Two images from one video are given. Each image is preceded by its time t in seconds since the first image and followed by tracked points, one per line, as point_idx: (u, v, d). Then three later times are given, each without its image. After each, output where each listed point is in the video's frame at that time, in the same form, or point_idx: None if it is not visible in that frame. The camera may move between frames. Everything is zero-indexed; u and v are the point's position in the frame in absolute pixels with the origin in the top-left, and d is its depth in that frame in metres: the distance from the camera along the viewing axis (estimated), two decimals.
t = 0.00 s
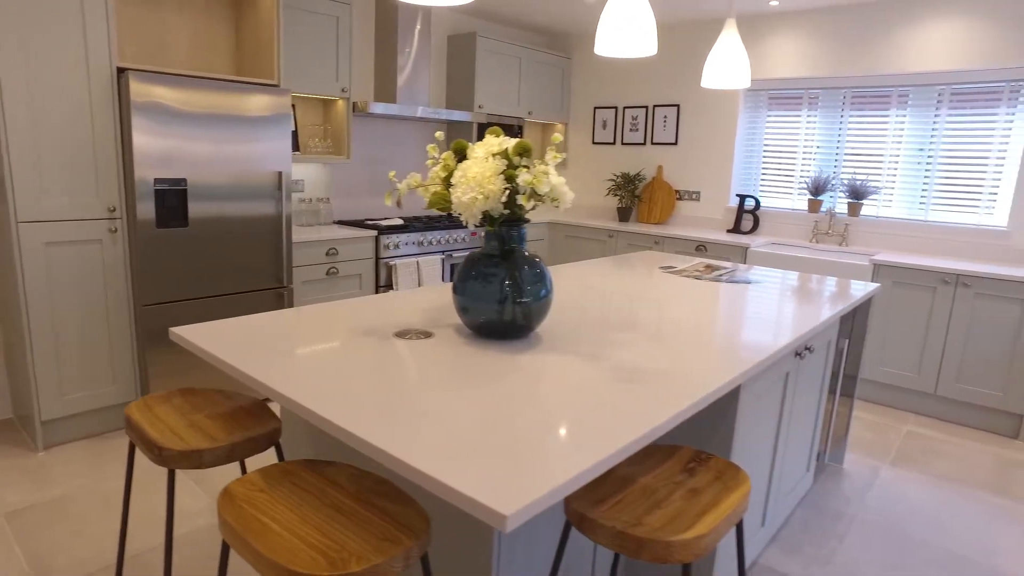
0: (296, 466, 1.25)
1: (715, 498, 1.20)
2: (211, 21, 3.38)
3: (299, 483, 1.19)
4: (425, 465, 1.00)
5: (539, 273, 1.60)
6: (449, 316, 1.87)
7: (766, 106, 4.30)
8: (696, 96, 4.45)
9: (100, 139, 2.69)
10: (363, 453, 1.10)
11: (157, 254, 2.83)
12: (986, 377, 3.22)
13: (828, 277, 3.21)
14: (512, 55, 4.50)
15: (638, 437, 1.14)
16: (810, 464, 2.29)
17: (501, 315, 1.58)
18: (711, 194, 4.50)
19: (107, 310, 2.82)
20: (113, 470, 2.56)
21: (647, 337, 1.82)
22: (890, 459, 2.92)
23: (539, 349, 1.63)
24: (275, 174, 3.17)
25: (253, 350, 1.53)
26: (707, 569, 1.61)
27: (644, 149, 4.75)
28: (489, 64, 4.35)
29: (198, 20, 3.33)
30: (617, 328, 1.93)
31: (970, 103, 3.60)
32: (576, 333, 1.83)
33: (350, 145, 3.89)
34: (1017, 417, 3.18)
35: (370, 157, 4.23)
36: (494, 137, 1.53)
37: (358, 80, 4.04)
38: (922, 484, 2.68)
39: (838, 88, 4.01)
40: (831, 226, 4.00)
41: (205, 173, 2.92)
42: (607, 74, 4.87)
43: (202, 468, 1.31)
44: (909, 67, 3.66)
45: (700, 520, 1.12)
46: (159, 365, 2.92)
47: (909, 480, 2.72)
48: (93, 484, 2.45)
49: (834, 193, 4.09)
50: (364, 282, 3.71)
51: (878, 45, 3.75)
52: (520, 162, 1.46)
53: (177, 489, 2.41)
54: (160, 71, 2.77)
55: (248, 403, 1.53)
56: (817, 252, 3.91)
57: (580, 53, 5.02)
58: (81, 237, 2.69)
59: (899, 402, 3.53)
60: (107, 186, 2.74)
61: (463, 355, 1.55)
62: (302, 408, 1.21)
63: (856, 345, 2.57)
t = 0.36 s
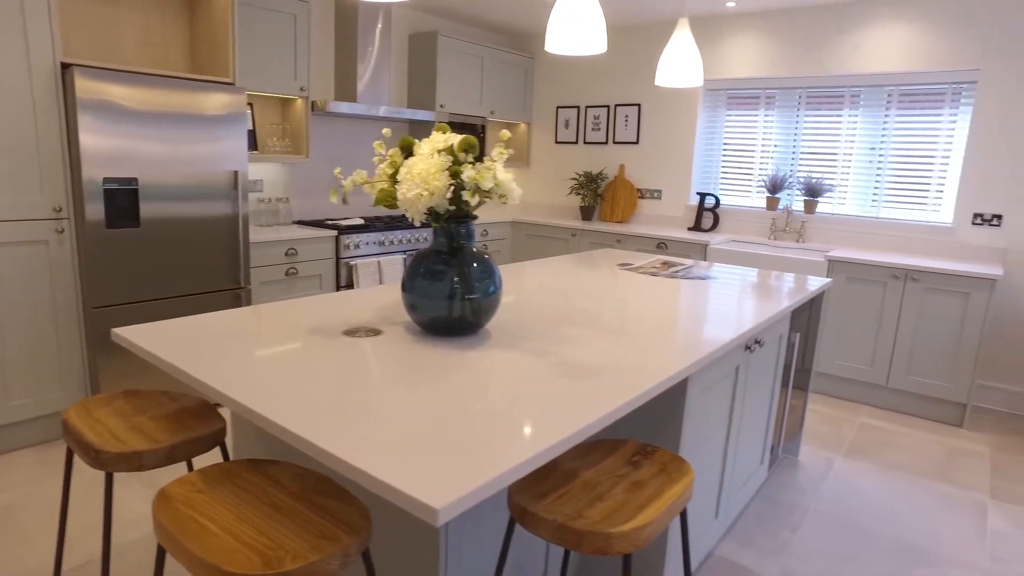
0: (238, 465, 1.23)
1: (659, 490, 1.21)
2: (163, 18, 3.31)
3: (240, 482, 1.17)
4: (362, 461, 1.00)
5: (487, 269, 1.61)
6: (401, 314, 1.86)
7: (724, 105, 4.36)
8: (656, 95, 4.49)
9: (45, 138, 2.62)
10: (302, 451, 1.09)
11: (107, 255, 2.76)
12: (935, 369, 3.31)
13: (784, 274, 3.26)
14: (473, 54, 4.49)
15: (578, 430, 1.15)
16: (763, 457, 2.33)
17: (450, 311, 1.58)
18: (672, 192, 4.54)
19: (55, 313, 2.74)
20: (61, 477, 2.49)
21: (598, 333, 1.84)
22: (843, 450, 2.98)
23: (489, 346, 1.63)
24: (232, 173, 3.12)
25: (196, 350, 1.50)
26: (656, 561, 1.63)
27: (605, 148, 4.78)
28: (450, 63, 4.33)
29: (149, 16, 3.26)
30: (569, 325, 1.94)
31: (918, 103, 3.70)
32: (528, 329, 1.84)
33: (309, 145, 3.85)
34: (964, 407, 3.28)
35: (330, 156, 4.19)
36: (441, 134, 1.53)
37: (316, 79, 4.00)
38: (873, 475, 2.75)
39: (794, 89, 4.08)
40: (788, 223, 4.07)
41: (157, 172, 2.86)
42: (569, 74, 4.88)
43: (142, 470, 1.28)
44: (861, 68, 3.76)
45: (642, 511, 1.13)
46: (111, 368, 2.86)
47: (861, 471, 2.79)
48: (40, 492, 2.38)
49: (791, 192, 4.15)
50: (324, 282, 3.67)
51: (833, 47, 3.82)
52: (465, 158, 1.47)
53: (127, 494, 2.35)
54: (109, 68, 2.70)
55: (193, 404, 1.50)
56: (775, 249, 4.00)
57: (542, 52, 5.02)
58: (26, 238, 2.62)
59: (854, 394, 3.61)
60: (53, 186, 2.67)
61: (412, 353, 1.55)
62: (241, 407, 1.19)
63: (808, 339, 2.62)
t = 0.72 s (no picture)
0: (158, 481, 1.16)
1: (598, 490, 1.20)
2: (83, 10, 3.14)
3: (160, 499, 1.10)
4: (288, 471, 0.95)
5: (424, 269, 1.59)
6: (336, 317, 1.81)
7: (665, 105, 4.41)
8: (598, 95, 4.52)
9: None
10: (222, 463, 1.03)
11: (23, 261, 2.60)
12: (867, 360, 3.43)
13: (724, 270, 3.31)
14: (415, 53, 4.42)
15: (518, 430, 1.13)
16: (704, 451, 2.36)
17: (386, 313, 1.55)
18: (614, 191, 4.58)
19: None
20: None
21: (537, 333, 1.82)
22: (781, 441, 3.06)
23: (427, 347, 1.60)
24: (162, 174, 3.00)
25: (113, 358, 1.42)
26: (598, 559, 1.63)
27: (549, 148, 4.78)
28: (392, 62, 4.25)
29: (68, 8, 3.09)
30: (509, 324, 1.92)
31: (847, 104, 3.83)
32: (467, 329, 1.81)
33: (246, 144, 3.72)
34: (893, 396, 3.41)
35: (267, 156, 4.06)
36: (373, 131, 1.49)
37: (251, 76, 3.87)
38: (810, 464, 2.82)
39: (731, 89, 4.16)
40: (727, 220, 4.16)
41: (79, 173, 2.71)
42: (512, 74, 4.87)
43: (51, 491, 1.20)
44: (796, 70, 3.86)
45: (582, 512, 1.12)
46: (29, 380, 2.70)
47: (799, 460, 2.86)
48: None
49: (730, 190, 4.24)
50: (263, 286, 3.56)
51: (767, 49, 3.92)
52: (398, 156, 1.44)
53: (45, 513, 2.21)
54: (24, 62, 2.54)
55: (112, 418, 1.43)
56: (715, 247, 4.05)
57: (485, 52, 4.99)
58: None
59: (792, 387, 3.71)
60: None
61: (346, 356, 1.50)
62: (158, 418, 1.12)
63: (746, 334, 2.67)
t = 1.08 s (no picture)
0: (45, 520, 1.05)
1: (535, 498, 1.17)
2: None
3: (49, 541, 0.99)
4: (197, 500, 0.86)
5: (346, 274, 1.51)
6: (251, 326, 1.70)
7: (586, 105, 4.42)
8: (520, 95, 4.50)
9: None
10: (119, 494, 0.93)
11: None
12: (783, 350, 3.57)
13: (648, 268, 3.36)
14: (331, 50, 4.27)
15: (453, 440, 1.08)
16: (635, 447, 2.38)
17: (306, 322, 1.46)
18: (537, 191, 4.57)
19: None
20: None
21: (465, 336, 1.77)
22: (707, 433, 3.13)
23: (351, 356, 1.52)
24: (54, 175, 2.76)
25: None
26: (534, 564, 1.60)
27: (471, 148, 4.73)
28: (307, 59, 4.09)
29: None
30: (436, 329, 1.86)
31: (758, 105, 3.97)
32: (393, 335, 1.74)
33: (149, 143, 3.48)
34: (807, 384, 3.55)
35: (172, 156, 3.82)
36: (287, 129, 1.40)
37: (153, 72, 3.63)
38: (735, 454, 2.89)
39: (649, 90, 4.23)
40: (649, 218, 4.23)
41: None
42: (433, 74, 4.79)
43: None
44: (710, 72, 3.97)
45: (520, 523, 1.08)
46: None
47: (724, 451, 2.93)
48: None
49: (650, 188, 4.31)
50: (173, 294, 3.35)
51: (684, 51, 4.01)
52: (315, 155, 1.36)
53: None
54: None
55: None
56: (636, 244, 4.09)
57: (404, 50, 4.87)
58: None
59: (714, 379, 3.81)
60: None
61: (263, 368, 1.40)
62: (44, 447, 1.00)
63: (672, 331, 2.71)
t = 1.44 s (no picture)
0: None
1: (497, 508, 1.13)
2: None
3: None
4: (132, 536, 0.78)
5: (285, 281, 1.43)
6: (179, 339, 1.58)
7: (517, 105, 4.41)
8: (450, 95, 4.44)
9: None
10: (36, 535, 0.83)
11: None
12: (715, 345, 3.67)
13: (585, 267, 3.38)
14: (253, 45, 4.09)
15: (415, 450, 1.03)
16: (581, 447, 2.38)
17: (242, 333, 1.37)
18: (470, 192, 4.52)
19: None
20: None
21: (411, 341, 1.71)
22: (646, 429, 3.17)
23: (293, 366, 1.44)
24: None
25: None
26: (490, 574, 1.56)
27: (401, 148, 4.64)
28: (227, 55, 3.90)
29: None
30: (380, 334, 1.79)
31: (685, 106, 4.07)
32: (335, 343, 1.66)
33: (52, 142, 3.23)
34: (738, 376, 3.66)
35: (77, 157, 3.55)
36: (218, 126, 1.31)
37: (55, 66, 3.36)
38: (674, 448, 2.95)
39: (579, 90, 4.26)
40: (582, 218, 4.26)
41: None
42: (360, 73, 4.66)
43: None
44: (639, 74, 4.05)
45: (485, 536, 1.04)
46: None
47: (664, 446, 2.98)
48: None
49: (582, 188, 4.34)
50: (86, 306, 3.11)
51: (613, 53, 4.06)
52: (250, 155, 1.27)
53: None
54: None
55: None
56: (570, 243, 4.10)
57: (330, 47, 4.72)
58: None
59: (650, 375, 3.88)
60: None
61: (197, 384, 1.31)
62: None
63: (613, 329, 2.73)
